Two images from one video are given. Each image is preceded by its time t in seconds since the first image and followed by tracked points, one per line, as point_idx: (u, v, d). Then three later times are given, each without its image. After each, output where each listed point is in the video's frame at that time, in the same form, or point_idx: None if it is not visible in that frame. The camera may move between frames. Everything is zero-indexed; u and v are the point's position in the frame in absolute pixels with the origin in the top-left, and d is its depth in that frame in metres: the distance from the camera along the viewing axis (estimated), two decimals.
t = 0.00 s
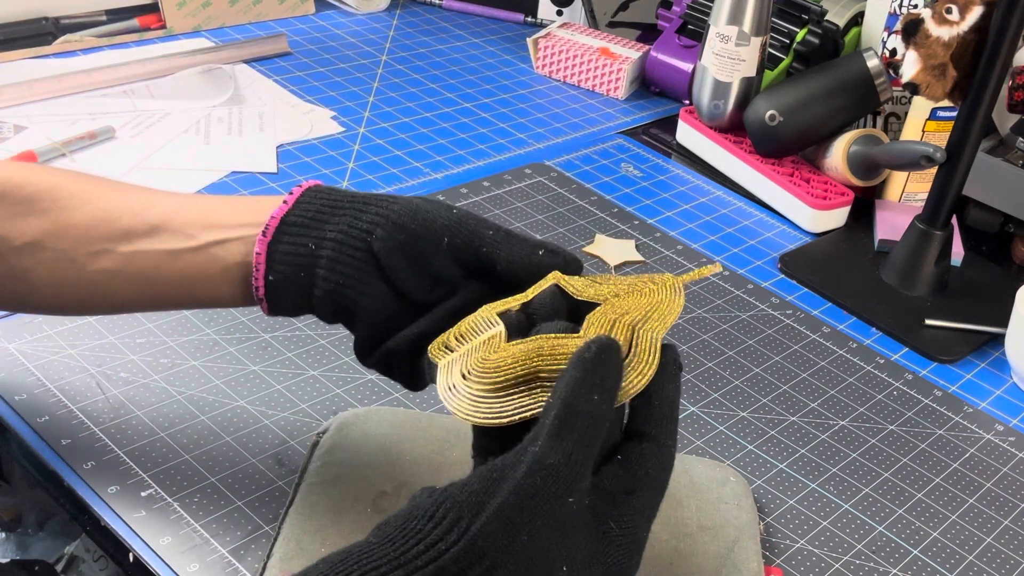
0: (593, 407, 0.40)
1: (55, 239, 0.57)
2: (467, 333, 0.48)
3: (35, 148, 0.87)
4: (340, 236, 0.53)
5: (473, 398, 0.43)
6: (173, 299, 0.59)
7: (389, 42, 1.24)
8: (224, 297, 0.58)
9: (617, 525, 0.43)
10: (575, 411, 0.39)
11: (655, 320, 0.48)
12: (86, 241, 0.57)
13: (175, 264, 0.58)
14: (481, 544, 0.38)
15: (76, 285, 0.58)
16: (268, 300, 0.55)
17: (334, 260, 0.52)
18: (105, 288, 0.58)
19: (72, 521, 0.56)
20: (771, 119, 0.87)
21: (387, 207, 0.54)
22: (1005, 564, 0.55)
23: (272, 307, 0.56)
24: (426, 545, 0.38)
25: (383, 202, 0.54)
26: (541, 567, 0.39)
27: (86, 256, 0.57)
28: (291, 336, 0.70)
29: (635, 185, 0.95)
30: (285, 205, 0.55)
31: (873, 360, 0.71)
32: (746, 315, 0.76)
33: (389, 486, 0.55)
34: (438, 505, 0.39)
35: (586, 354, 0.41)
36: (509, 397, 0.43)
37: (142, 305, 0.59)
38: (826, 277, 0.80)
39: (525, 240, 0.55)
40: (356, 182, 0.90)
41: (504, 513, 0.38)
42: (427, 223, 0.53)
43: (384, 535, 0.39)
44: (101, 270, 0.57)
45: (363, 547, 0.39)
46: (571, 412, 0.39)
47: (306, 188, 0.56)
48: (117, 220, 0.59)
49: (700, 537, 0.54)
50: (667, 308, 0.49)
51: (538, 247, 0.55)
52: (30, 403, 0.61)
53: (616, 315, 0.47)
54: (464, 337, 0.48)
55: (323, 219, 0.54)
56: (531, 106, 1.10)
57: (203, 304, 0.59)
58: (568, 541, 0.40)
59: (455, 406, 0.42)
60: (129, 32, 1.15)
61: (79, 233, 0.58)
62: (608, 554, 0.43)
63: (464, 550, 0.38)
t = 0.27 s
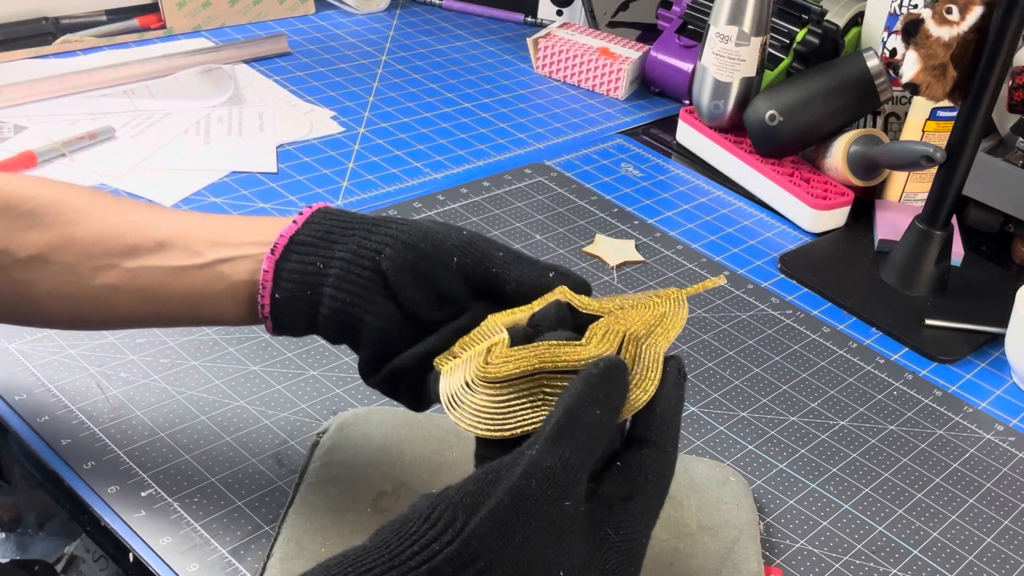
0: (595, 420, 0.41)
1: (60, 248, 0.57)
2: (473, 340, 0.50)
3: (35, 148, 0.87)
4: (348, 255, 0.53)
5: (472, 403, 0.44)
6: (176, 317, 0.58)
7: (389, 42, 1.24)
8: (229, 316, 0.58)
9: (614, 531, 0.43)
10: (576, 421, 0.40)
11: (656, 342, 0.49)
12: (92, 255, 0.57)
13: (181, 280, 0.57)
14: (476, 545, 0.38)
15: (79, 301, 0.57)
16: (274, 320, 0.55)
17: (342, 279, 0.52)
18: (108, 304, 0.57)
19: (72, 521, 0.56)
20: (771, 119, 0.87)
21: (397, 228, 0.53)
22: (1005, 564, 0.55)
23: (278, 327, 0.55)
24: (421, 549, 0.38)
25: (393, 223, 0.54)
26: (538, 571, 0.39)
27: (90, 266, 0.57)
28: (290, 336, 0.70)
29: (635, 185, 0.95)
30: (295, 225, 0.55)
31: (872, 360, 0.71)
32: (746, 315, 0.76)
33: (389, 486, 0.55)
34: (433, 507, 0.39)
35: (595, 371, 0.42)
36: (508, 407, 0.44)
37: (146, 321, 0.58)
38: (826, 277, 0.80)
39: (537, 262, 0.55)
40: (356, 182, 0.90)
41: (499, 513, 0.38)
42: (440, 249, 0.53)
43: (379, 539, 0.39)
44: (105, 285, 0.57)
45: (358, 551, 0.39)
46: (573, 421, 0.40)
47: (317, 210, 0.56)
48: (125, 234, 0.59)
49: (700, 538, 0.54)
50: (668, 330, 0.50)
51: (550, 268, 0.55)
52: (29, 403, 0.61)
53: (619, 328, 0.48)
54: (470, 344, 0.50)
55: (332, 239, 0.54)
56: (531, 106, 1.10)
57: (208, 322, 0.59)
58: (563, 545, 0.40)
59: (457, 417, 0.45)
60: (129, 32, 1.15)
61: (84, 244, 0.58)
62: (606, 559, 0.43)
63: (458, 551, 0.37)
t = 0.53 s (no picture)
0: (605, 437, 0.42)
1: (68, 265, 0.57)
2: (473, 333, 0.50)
3: (36, 148, 0.87)
4: (361, 274, 0.54)
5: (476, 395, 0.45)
6: (178, 337, 0.58)
7: (389, 42, 1.24)
8: (231, 339, 0.58)
9: (611, 534, 0.43)
10: (588, 433, 0.41)
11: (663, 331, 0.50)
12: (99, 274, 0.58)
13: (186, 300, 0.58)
14: (468, 543, 0.37)
15: (82, 320, 0.57)
16: (278, 339, 0.54)
17: (353, 296, 0.53)
18: (110, 321, 0.57)
19: (73, 521, 0.56)
20: (771, 119, 0.87)
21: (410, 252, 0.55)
22: (1005, 564, 0.55)
23: (282, 348, 0.55)
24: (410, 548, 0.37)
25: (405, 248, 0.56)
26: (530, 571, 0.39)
27: (97, 281, 0.57)
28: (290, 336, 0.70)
29: (635, 185, 0.95)
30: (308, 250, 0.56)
31: (872, 360, 0.71)
32: (746, 315, 0.76)
33: (389, 486, 0.55)
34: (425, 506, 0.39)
35: (623, 388, 0.43)
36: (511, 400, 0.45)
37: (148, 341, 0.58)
38: (826, 277, 0.80)
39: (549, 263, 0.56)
40: (356, 182, 0.90)
41: (493, 513, 0.38)
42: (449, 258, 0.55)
43: (368, 538, 0.39)
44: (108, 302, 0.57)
45: (345, 550, 0.38)
46: (585, 431, 0.41)
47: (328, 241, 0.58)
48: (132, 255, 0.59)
49: (700, 538, 0.54)
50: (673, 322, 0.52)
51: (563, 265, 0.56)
52: (30, 403, 0.61)
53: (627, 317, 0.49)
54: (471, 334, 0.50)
55: (345, 261, 0.55)
56: (531, 106, 1.10)
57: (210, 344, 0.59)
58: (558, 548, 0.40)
59: (462, 410, 0.45)
60: (129, 32, 1.15)
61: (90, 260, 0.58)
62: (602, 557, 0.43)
63: (449, 550, 0.37)
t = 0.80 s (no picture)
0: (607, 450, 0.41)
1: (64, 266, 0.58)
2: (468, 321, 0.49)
3: (36, 147, 0.87)
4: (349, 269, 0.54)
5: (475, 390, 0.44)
6: (169, 340, 0.58)
7: (389, 42, 1.24)
8: (220, 342, 0.58)
9: (610, 533, 0.44)
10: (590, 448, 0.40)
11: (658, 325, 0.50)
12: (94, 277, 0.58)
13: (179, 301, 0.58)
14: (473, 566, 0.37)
15: (74, 324, 0.57)
16: (261, 338, 0.54)
17: (341, 292, 0.52)
18: (100, 325, 0.57)
19: (73, 521, 0.56)
20: (771, 119, 0.87)
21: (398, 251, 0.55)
22: (1005, 564, 0.55)
23: (268, 347, 0.54)
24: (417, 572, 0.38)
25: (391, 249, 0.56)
26: None
27: (86, 281, 0.58)
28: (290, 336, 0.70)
29: (634, 185, 0.95)
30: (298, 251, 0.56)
31: (872, 360, 0.71)
32: (746, 315, 0.76)
33: (389, 486, 0.55)
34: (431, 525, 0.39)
35: (627, 400, 0.42)
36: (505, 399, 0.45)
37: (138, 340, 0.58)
38: (826, 277, 0.80)
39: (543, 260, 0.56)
40: (356, 182, 0.90)
41: (499, 536, 0.38)
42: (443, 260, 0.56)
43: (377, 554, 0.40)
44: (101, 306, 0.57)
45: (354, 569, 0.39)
46: (588, 445, 0.40)
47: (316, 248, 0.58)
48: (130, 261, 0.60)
49: (700, 538, 0.54)
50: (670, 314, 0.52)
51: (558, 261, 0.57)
52: (30, 402, 0.61)
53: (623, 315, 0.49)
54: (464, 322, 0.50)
55: (334, 258, 0.55)
56: (531, 106, 1.10)
57: (200, 348, 0.59)
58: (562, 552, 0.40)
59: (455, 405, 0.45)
60: (129, 32, 1.15)
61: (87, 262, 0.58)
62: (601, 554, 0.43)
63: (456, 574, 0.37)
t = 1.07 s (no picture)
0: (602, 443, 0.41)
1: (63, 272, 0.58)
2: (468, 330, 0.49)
3: (36, 147, 0.87)
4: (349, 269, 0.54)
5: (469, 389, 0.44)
6: (166, 343, 0.58)
7: (389, 42, 1.24)
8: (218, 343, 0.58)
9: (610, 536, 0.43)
10: (587, 442, 0.40)
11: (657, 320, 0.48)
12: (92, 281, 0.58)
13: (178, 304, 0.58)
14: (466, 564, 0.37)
15: (72, 327, 0.57)
16: (261, 340, 0.54)
17: (339, 295, 0.53)
18: (96, 328, 0.57)
19: (72, 521, 0.56)
20: (771, 119, 0.87)
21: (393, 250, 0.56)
22: (1005, 564, 0.55)
23: (266, 349, 0.55)
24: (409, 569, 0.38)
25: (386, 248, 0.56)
26: None
27: (85, 285, 0.58)
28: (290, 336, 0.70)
29: (635, 185, 0.95)
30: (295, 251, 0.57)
31: (872, 360, 0.71)
32: (746, 315, 0.76)
33: (389, 485, 0.55)
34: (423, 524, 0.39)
35: (621, 383, 0.41)
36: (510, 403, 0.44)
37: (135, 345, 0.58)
38: (826, 277, 0.80)
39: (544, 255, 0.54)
40: (356, 182, 0.90)
41: (492, 534, 0.38)
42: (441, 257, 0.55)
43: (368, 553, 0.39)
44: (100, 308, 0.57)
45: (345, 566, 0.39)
46: (585, 436, 0.40)
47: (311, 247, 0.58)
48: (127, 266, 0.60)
49: (700, 538, 0.54)
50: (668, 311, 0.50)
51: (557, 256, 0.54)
52: (30, 403, 0.61)
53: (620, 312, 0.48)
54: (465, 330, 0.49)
55: (332, 259, 0.55)
56: (531, 106, 1.10)
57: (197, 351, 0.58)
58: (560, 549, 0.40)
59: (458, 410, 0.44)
60: (129, 32, 1.15)
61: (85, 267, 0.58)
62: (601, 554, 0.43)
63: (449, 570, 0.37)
